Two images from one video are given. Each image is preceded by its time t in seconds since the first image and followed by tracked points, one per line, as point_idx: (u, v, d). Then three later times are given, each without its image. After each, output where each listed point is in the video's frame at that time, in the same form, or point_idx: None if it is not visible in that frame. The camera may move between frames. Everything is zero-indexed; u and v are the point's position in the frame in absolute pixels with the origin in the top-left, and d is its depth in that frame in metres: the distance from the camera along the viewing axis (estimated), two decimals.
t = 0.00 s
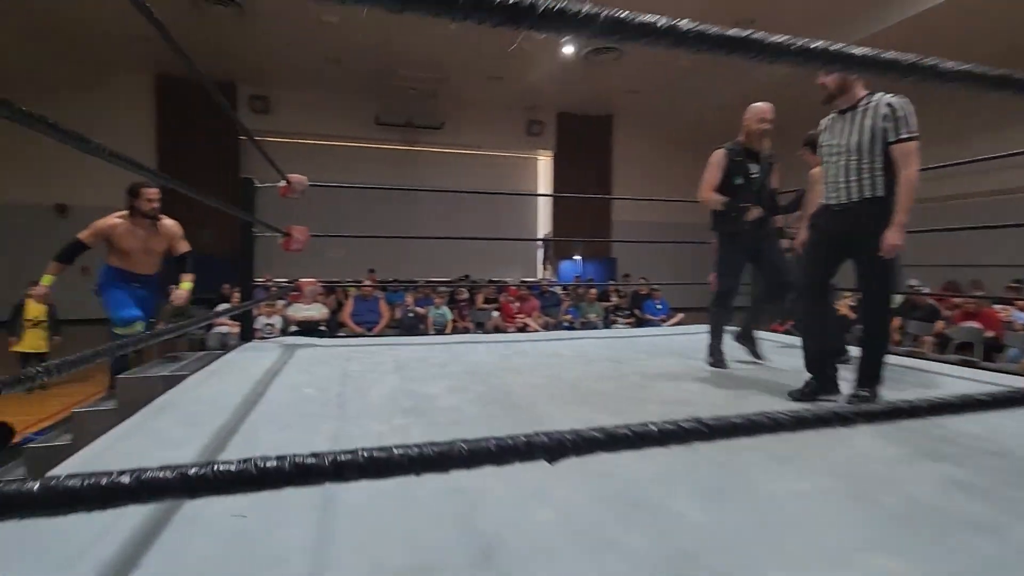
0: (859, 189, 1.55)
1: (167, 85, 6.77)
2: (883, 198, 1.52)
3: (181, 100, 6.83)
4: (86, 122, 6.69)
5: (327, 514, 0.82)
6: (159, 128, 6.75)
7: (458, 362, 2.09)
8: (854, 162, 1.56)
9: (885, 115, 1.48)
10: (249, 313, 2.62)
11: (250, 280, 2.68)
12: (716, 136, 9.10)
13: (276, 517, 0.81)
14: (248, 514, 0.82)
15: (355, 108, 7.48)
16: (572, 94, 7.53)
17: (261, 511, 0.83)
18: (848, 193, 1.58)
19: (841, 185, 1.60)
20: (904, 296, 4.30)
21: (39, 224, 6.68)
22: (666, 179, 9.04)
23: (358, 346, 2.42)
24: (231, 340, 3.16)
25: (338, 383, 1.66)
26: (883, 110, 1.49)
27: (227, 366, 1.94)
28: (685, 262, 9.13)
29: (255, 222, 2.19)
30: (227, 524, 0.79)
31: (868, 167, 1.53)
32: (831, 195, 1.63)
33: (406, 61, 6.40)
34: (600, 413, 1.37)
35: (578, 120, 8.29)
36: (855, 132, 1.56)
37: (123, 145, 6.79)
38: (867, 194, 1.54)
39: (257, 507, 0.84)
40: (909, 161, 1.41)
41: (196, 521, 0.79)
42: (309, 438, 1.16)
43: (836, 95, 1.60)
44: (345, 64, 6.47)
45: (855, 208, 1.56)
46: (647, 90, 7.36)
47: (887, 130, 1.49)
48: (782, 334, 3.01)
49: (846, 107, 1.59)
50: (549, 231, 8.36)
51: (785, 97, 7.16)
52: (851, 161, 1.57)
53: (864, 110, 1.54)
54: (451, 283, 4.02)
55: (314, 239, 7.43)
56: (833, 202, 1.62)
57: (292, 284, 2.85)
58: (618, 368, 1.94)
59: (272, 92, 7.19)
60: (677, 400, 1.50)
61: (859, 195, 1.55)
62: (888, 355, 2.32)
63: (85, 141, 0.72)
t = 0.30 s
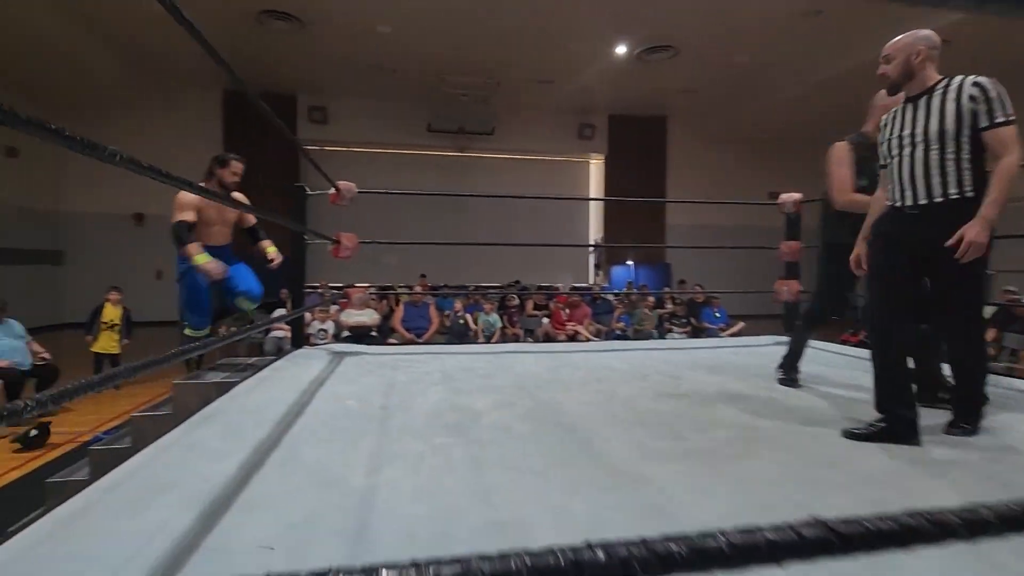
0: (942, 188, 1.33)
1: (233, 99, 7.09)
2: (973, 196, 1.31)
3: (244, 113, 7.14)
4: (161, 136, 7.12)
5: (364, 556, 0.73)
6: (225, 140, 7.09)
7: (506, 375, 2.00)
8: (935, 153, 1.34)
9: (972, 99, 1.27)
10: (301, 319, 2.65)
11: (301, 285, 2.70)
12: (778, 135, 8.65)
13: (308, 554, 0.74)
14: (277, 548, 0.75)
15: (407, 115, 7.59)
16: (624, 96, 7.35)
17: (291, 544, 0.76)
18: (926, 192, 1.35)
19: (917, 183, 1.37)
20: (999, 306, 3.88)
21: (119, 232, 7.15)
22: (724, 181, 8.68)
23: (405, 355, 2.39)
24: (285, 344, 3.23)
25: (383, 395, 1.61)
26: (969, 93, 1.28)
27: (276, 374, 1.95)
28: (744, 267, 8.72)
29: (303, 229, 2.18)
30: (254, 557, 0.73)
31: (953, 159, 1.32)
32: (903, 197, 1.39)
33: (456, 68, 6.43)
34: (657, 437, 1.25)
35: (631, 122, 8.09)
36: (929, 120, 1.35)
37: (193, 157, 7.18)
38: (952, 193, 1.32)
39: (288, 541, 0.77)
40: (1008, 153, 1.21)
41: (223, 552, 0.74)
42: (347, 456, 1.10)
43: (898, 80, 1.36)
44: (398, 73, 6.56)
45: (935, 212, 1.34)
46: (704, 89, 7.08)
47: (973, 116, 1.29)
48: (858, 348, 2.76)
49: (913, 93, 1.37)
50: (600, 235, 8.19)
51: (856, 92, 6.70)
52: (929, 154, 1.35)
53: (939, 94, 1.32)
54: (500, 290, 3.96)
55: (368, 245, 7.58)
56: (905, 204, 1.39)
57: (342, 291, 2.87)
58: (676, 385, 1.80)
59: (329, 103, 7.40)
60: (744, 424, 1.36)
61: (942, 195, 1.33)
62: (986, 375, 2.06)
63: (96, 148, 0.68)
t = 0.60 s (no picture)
0: (982, 175, 1.07)
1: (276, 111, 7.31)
2: None
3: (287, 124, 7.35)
4: (210, 148, 7.42)
5: None
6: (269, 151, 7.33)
7: (541, 385, 1.95)
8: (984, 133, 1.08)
9: None
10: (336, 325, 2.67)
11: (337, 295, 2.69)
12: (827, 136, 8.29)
13: None
14: (297, 567, 0.71)
15: (444, 123, 7.65)
16: (663, 99, 7.20)
17: (313, 563, 0.72)
18: (962, 181, 1.11)
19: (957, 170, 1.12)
20: None
21: (170, 241, 7.47)
22: (768, 185, 8.39)
23: (439, 362, 2.36)
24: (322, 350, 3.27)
25: (416, 405, 1.58)
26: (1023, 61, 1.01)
27: (310, 381, 1.95)
28: (791, 273, 8.39)
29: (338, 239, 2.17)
30: None
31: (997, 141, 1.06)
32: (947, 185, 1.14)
33: (492, 75, 6.43)
34: (702, 455, 1.17)
35: (670, 126, 7.93)
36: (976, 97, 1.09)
37: (239, 167, 7.43)
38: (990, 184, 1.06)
39: (309, 562, 0.73)
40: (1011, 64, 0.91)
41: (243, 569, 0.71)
42: (374, 471, 1.06)
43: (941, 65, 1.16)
44: (434, 81, 6.62)
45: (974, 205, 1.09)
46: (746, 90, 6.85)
47: None
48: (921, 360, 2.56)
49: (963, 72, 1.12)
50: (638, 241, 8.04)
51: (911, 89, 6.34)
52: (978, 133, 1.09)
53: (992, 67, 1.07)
54: (536, 296, 3.88)
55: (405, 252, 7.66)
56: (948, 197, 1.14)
57: (377, 297, 2.87)
58: (720, 399, 1.70)
59: (367, 112, 7.53)
60: (798, 443, 1.26)
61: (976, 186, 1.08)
62: None
63: (106, 147, 0.66)
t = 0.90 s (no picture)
0: (974, 190, 1.09)
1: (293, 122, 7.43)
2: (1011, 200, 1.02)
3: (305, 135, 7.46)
4: (230, 159, 7.57)
5: None
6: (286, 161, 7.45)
7: (555, 394, 1.93)
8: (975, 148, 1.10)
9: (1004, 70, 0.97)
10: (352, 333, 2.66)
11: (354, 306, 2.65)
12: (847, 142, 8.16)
13: None
14: None
15: (458, 132, 7.69)
16: (678, 107, 7.16)
17: None
18: (963, 193, 1.12)
19: (961, 184, 1.14)
20: None
21: (189, 250, 7.61)
22: (786, 192, 8.29)
23: (452, 371, 2.36)
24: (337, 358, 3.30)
25: (429, 414, 1.58)
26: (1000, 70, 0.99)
27: (324, 389, 1.96)
28: (810, 282, 8.25)
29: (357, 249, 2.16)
30: None
31: (991, 155, 1.07)
32: (954, 198, 1.17)
33: (505, 84, 6.45)
34: (720, 468, 1.14)
35: (686, 133, 7.89)
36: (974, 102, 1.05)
37: (257, 177, 7.56)
38: (984, 196, 1.07)
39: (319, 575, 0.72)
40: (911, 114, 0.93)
41: None
42: (386, 482, 1.06)
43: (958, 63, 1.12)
44: (449, 91, 6.67)
45: (969, 220, 1.11)
46: (762, 97, 6.79)
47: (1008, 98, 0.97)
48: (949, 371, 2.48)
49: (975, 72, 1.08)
50: (654, 249, 7.98)
51: (934, 95, 6.21)
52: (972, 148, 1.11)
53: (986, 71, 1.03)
54: (550, 305, 3.86)
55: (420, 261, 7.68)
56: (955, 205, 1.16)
57: (391, 305, 2.88)
58: (737, 411, 1.67)
59: (383, 122, 7.61)
60: (819, 456, 1.23)
61: (970, 199, 1.10)
62: None
63: (123, 166, 0.66)
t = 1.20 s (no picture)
0: (950, 207, 1.13)
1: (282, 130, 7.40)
2: (983, 218, 1.06)
3: (295, 143, 7.45)
4: (218, 166, 7.52)
5: None
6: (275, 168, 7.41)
7: (547, 401, 1.95)
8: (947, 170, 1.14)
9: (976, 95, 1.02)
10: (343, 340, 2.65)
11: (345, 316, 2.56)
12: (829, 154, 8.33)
13: None
14: None
15: (448, 141, 7.72)
16: (665, 118, 7.26)
17: None
18: (941, 212, 1.16)
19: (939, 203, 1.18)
20: None
21: (175, 257, 7.53)
22: (771, 202, 8.42)
23: (443, 378, 2.37)
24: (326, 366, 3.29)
25: (422, 421, 1.59)
26: (966, 99, 1.06)
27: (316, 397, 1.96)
28: (794, 291, 8.38)
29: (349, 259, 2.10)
30: None
31: (963, 177, 1.11)
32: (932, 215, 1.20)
33: (495, 94, 6.50)
34: (712, 472, 1.17)
35: (673, 144, 8.00)
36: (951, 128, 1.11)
37: (246, 184, 7.53)
38: (960, 215, 1.11)
39: None
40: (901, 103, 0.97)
41: None
42: (381, 489, 1.06)
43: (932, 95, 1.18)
44: (439, 99, 6.69)
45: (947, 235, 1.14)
46: (747, 109, 6.91)
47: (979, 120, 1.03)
48: (930, 378, 2.54)
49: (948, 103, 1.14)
50: (642, 258, 8.06)
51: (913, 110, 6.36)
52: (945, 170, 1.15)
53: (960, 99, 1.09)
54: (541, 313, 3.88)
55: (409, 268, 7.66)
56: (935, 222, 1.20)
57: (383, 312, 2.88)
58: (726, 417, 1.71)
59: (372, 131, 7.61)
60: (806, 459, 1.26)
61: (946, 218, 1.14)
62: None
63: (132, 173, 0.66)
